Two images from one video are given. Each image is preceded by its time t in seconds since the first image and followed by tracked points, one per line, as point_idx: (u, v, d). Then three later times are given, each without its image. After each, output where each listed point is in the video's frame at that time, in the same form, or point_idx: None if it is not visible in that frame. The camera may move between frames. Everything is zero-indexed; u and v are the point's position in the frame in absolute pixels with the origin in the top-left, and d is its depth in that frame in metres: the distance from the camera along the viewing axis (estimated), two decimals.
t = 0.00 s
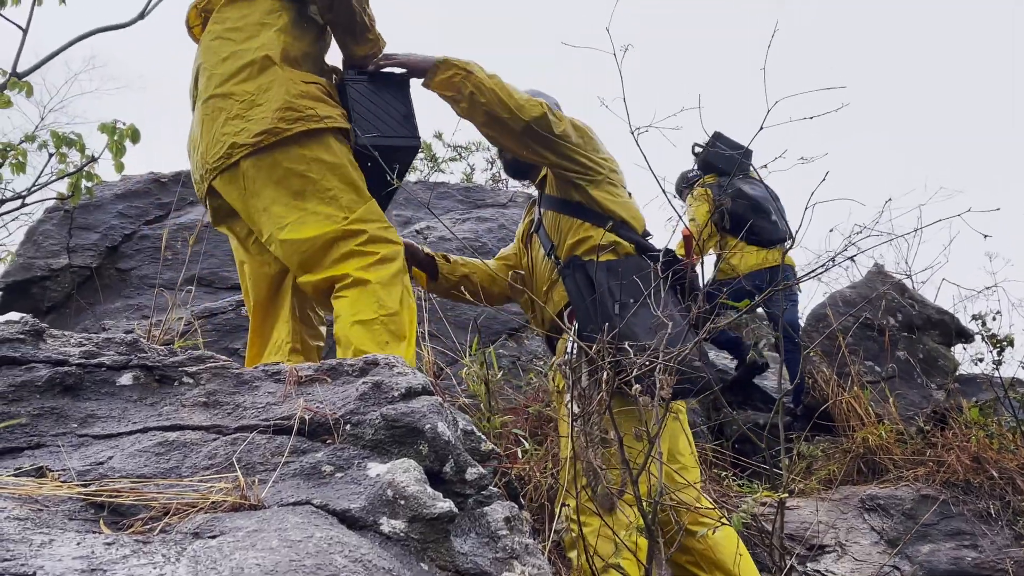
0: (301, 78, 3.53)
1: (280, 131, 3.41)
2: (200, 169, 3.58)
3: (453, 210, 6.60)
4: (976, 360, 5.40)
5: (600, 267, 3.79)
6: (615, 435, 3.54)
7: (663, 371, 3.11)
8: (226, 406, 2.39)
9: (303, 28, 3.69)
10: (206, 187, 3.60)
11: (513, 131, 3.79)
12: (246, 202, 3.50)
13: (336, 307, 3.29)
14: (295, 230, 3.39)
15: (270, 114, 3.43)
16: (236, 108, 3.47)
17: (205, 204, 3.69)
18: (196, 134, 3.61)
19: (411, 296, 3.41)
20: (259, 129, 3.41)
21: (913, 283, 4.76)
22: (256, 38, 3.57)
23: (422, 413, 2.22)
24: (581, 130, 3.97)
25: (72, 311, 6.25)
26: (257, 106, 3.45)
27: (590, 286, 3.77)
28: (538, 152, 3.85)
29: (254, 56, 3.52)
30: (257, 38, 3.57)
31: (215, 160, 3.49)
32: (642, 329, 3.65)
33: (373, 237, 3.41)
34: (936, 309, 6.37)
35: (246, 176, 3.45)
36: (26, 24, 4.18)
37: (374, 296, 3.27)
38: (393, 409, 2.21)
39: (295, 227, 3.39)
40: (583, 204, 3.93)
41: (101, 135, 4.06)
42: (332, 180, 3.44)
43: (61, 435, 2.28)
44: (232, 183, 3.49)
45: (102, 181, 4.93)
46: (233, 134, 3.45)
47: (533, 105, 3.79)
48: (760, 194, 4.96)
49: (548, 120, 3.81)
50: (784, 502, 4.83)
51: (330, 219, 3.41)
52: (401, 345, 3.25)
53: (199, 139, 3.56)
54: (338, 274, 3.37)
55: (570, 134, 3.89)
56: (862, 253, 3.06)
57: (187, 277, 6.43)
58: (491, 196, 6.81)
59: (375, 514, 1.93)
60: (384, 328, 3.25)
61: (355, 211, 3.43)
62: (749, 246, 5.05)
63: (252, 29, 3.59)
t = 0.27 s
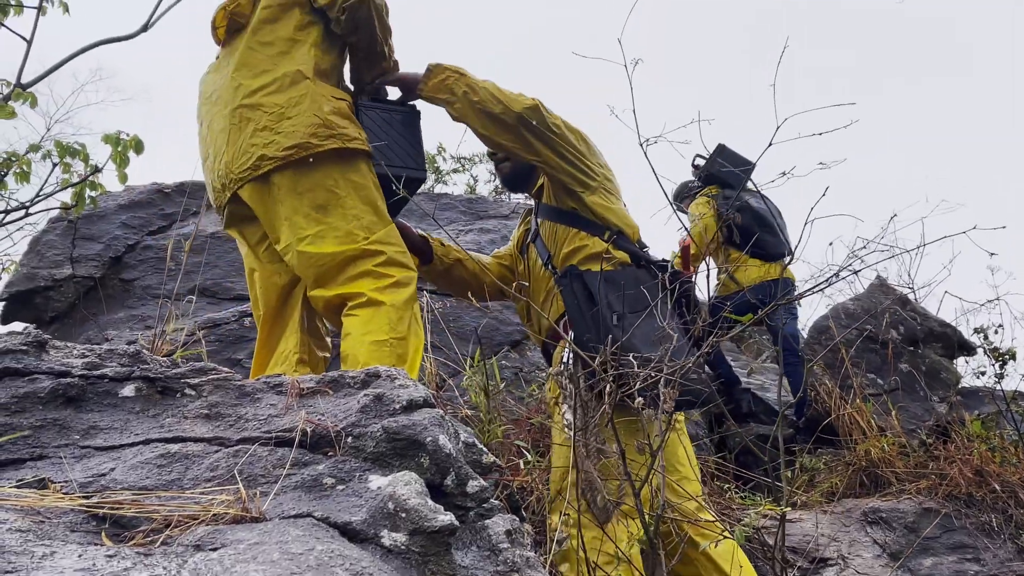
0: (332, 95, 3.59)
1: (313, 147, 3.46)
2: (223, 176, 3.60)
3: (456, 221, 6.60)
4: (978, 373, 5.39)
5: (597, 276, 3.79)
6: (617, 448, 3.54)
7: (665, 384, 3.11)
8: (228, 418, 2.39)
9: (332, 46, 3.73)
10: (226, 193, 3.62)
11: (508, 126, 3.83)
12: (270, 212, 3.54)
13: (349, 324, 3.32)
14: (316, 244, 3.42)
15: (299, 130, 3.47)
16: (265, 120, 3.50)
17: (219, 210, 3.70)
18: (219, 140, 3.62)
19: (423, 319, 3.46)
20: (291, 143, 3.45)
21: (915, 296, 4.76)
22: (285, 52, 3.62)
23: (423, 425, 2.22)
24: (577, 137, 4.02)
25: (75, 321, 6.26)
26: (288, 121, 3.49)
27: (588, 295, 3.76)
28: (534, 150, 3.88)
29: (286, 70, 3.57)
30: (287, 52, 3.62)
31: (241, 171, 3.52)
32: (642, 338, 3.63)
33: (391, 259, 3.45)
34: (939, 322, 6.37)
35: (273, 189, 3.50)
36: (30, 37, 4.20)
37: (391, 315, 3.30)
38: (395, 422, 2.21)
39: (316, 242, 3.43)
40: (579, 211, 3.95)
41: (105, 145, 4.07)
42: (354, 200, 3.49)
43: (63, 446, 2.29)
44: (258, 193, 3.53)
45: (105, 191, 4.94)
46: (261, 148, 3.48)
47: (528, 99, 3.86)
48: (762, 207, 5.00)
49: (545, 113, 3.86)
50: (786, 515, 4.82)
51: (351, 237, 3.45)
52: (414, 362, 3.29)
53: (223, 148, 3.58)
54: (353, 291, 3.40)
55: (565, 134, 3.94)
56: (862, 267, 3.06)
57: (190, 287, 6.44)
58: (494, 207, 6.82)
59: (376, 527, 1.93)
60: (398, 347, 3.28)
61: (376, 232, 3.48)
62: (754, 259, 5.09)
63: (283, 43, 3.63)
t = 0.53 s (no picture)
0: (352, 108, 3.61)
1: (329, 160, 3.47)
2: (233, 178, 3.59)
3: (456, 230, 6.61)
4: (978, 383, 5.40)
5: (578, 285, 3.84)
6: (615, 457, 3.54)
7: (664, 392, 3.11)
8: (227, 427, 2.39)
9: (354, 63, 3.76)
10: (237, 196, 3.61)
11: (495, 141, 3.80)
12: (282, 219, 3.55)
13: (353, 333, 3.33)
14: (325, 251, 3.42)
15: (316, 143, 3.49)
16: (284, 128, 3.51)
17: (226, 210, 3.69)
18: (233, 143, 3.61)
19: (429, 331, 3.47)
20: (310, 155, 3.46)
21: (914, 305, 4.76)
22: (307, 62, 3.64)
23: (422, 434, 2.22)
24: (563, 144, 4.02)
25: (75, 329, 6.26)
26: (308, 132, 3.50)
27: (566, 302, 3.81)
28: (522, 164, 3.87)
29: (310, 82, 3.59)
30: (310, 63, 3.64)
31: (253, 175, 3.51)
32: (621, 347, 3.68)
33: (399, 269, 3.46)
34: (938, 331, 6.36)
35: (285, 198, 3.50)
36: (31, 45, 4.21)
37: (397, 326, 3.31)
38: (394, 430, 2.21)
39: (325, 248, 3.43)
40: (562, 220, 3.97)
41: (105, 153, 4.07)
42: (365, 206, 3.50)
43: (63, 454, 2.29)
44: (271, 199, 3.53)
45: (105, 199, 4.95)
46: (276, 156, 3.49)
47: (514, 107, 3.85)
48: (756, 222, 5.01)
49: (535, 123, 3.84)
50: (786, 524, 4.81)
51: (360, 244, 3.46)
52: (416, 373, 3.31)
53: (236, 151, 3.57)
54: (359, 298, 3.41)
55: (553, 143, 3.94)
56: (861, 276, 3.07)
57: (189, 295, 6.45)
58: (493, 215, 6.82)
59: (375, 536, 1.93)
60: (403, 358, 3.30)
61: (385, 240, 3.49)
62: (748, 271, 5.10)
63: (304, 52, 3.64)
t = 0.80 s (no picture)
0: (359, 115, 3.61)
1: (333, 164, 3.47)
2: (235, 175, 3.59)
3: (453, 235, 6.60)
4: (974, 389, 5.40)
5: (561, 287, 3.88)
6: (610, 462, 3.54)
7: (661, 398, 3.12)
8: (224, 432, 2.39)
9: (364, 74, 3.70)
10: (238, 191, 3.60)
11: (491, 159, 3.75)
12: (283, 217, 3.55)
13: (352, 336, 3.33)
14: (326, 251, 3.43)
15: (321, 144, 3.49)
16: (289, 127, 3.51)
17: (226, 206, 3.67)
18: (237, 138, 3.61)
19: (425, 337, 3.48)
20: (315, 155, 3.47)
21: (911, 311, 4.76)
22: (316, 65, 3.61)
23: (419, 439, 2.22)
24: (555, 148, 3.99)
25: (72, 334, 6.26)
26: (314, 133, 3.50)
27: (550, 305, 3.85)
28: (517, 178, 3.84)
29: (319, 85, 3.58)
30: (320, 66, 3.61)
31: (254, 171, 3.51)
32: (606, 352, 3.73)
33: (399, 273, 3.48)
34: (935, 337, 6.36)
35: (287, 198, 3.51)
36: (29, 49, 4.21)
37: (396, 329, 3.32)
38: (391, 436, 2.21)
39: (326, 248, 3.44)
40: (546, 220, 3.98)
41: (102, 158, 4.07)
42: (366, 208, 3.51)
43: (59, 460, 2.29)
44: (274, 197, 3.54)
45: (103, 204, 4.94)
46: (279, 153, 3.48)
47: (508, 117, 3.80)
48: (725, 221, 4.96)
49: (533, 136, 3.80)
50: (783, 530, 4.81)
51: (361, 246, 3.47)
52: (414, 378, 3.32)
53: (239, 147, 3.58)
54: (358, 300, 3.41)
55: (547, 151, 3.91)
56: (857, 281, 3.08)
57: (186, 300, 6.44)
58: (491, 221, 6.82)
59: (371, 542, 1.93)
60: (400, 362, 3.31)
61: (385, 244, 3.51)
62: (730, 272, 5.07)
63: (314, 54, 3.62)
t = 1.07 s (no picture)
0: (362, 121, 3.62)
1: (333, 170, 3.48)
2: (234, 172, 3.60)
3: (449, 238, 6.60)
4: (969, 392, 5.41)
5: (561, 286, 3.89)
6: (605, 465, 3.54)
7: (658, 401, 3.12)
8: (219, 434, 2.39)
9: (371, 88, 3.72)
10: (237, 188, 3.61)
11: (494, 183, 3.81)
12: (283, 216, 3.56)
13: (347, 338, 3.33)
14: (323, 251, 3.42)
15: (319, 148, 3.50)
16: (291, 127, 3.51)
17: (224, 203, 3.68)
18: (238, 136, 3.61)
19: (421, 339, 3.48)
20: (315, 157, 3.47)
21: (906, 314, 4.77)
22: (322, 71, 3.60)
23: (415, 442, 2.22)
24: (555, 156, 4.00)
25: (67, 338, 6.25)
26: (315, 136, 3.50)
27: (549, 306, 3.87)
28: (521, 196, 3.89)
29: (322, 88, 3.58)
30: (324, 71, 3.61)
31: (253, 169, 3.52)
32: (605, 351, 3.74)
33: (396, 274, 3.46)
34: (930, 340, 6.36)
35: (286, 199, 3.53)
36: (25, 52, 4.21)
37: (391, 332, 3.32)
38: (387, 438, 2.21)
39: (323, 248, 3.43)
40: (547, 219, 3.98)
41: (98, 160, 4.06)
42: (364, 208, 3.50)
43: (54, 462, 2.29)
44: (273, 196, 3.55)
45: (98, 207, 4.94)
46: (277, 153, 3.49)
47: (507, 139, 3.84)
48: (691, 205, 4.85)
49: (535, 155, 3.82)
50: (778, 533, 4.81)
51: (359, 246, 3.46)
52: (408, 381, 3.32)
53: (238, 145, 3.58)
54: (353, 301, 3.41)
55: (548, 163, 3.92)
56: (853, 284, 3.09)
57: (181, 303, 6.43)
58: (486, 224, 6.82)
59: (367, 544, 1.93)
60: (395, 364, 3.31)
61: (383, 243, 3.49)
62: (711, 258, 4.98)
63: (318, 58, 3.61)
